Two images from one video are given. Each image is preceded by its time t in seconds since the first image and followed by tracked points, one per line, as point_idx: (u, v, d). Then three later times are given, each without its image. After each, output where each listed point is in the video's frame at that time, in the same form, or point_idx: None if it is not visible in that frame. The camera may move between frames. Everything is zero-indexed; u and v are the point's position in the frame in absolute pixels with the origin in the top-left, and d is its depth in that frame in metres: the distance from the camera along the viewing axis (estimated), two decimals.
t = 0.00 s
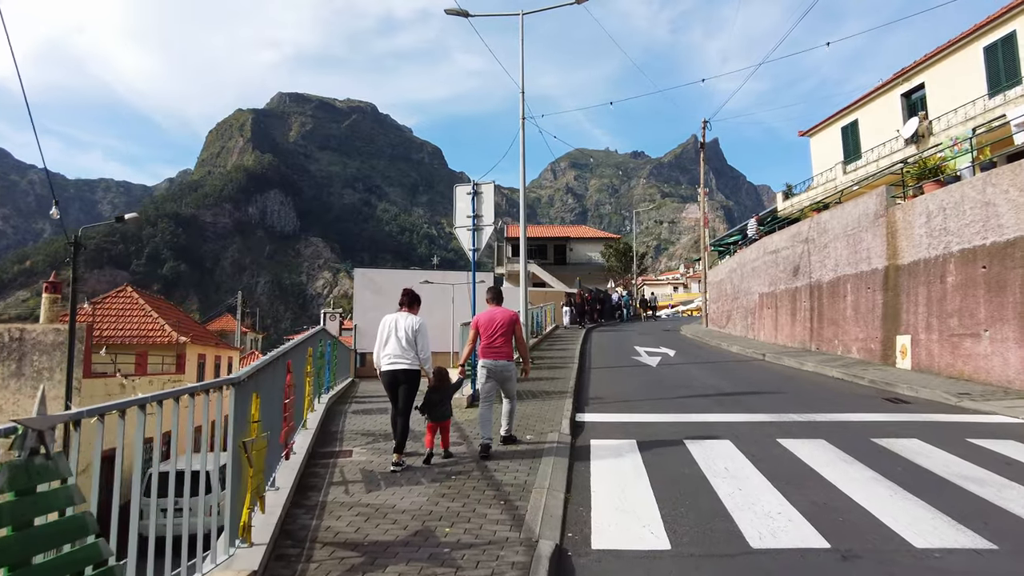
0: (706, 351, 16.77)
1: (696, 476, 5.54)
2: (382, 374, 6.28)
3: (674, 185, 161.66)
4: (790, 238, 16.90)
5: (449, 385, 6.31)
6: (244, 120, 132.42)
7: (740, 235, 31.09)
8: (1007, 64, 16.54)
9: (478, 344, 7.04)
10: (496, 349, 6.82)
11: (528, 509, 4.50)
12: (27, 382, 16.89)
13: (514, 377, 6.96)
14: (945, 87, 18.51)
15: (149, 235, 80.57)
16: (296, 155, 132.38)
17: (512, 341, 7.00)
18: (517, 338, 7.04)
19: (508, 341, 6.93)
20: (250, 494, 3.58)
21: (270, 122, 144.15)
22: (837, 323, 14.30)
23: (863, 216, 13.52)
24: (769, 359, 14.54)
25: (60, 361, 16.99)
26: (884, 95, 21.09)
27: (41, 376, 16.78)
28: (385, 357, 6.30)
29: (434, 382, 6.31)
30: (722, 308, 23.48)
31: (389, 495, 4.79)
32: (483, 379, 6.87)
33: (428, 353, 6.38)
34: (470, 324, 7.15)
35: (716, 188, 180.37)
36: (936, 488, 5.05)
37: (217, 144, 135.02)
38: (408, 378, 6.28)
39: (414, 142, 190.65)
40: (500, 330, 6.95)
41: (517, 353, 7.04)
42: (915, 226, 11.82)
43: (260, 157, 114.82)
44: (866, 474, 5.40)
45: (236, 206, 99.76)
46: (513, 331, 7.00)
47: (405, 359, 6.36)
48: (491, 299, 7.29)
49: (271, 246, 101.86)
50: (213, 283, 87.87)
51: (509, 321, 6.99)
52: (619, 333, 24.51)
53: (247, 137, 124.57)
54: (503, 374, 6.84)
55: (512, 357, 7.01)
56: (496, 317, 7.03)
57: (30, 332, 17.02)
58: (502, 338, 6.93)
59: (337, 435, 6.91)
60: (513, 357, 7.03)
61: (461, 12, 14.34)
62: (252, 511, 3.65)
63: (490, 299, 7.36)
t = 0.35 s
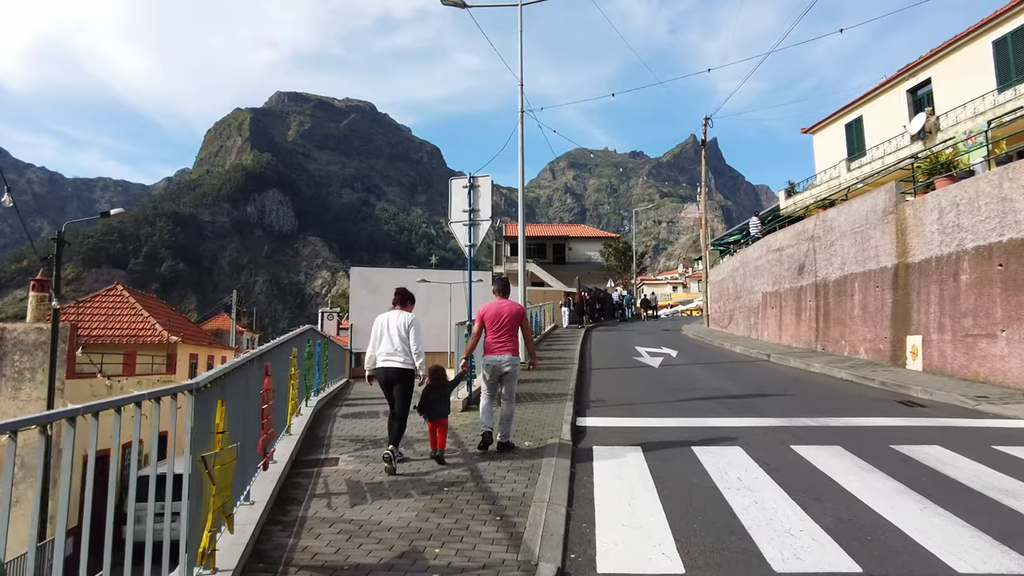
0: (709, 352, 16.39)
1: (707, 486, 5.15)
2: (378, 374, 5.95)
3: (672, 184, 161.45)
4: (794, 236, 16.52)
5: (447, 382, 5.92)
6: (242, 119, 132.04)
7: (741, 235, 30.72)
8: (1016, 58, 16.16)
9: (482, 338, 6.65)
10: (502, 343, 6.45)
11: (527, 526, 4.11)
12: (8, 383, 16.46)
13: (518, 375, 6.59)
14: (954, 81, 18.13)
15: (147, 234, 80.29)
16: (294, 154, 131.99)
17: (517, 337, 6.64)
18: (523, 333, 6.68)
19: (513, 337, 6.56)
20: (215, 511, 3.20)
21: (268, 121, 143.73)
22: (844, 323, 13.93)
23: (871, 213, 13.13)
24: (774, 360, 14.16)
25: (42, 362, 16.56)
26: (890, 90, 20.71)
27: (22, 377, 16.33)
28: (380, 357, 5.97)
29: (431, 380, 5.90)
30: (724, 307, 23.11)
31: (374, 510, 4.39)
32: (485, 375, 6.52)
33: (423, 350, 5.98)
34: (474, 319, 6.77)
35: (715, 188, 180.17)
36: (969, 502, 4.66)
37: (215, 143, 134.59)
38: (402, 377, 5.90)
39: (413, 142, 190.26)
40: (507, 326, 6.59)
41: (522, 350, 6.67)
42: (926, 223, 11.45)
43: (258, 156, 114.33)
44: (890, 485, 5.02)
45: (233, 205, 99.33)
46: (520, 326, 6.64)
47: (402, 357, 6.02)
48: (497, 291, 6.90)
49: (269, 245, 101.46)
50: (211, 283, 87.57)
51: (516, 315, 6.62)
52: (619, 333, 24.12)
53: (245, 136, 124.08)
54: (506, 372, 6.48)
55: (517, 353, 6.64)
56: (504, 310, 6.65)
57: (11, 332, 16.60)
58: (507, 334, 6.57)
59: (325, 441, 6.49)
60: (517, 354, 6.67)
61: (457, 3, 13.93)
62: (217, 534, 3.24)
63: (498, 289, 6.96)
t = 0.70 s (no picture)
0: (708, 354, 16.05)
1: (717, 502, 4.79)
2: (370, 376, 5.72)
3: (669, 185, 161.34)
4: (796, 236, 16.18)
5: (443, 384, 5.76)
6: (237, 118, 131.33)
7: (738, 235, 30.44)
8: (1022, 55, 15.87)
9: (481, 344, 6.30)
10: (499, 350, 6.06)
11: (522, 550, 3.74)
12: None
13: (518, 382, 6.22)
14: (958, 79, 17.83)
15: (142, 234, 79.64)
16: (290, 154, 131.36)
17: (517, 342, 6.26)
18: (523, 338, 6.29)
19: (512, 342, 6.19)
20: (167, 540, 2.81)
21: (263, 120, 143.07)
22: (848, 325, 13.60)
23: (876, 212, 12.81)
24: (776, 363, 13.83)
25: (21, 363, 16.09)
26: (892, 89, 20.45)
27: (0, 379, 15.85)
28: (372, 358, 5.74)
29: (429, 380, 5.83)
30: (723, 309, 22.79)
31: (355, 531, 4.02)
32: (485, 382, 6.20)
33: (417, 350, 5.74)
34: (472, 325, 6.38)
35: (711, 189, 180.21)
36: (1001, 519, 4.31)
37: (210, 142, 133.77)
38: (394, 378, 5.69)
39: (409, 142, 189.73)
40: (505, 331, 6.21)
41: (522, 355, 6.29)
42: (934, 222, 11.12)
43: (253, 155, 113.71)
44: (913, 501, 4.67)
45: (228, 204, 98.71)
46: (519, 331, 6.26)
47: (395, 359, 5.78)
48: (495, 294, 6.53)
49: (264, 245, 100.87)
50: (206, 283, 86.99)
51: (515, 320, 6.23)
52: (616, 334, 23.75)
53: (241, 135, 123.41)
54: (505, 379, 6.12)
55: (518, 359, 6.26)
56: (502, 315, 6.26)
57: None
58: (505, 340, 6.20)
59: (308, 451, 6.11)
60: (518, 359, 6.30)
61: None
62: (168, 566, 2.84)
63: (495, 292, 6.58)
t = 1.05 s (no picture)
0: (707, 356, 15.73)
1: (728, 521, 4.45)
2: (367, 383, 5.39)
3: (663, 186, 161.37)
4: (796, 236, 15.88)
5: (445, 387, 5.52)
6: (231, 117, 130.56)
7: (735, 236, 30.15)
8: None
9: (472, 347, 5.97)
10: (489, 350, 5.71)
11: None
12: None
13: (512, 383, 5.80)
14: (960, 77, 17.58)
15: (135, 234, 79.02)
16: (283, 153, 130.66)
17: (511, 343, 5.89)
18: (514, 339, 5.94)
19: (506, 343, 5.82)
20: None
21: (257, 120, 142.33)
22: (851, 327, 13.31)
23: (880, 211, 12.52)
24: (777, 366, 13.53)
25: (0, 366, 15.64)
26: (892, 87, 20.20)
27: None
28: (371, 364, 5.44)
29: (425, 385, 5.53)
30: (721, 310, 22.50)
31: (335, 557, 3.64)
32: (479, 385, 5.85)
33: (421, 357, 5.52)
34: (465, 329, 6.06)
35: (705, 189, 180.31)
36: None
37: (203, 142, 132.94)
38: (395, 385, 5.39)
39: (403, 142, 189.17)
40: (497, 331, 5.86)
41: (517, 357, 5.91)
42: (941, 222, 10.81)
43: (247, 155, 113.08)
44: (940, 520, 4.33)
45: (222, 204, 98.02)
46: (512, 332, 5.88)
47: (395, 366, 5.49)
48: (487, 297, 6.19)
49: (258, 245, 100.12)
50: (200, 283, 86.36)
51: (508, 320, 5.87)
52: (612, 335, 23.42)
53: (235, 135, 122.63)
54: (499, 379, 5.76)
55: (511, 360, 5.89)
56: (492, 314, 5.92)
57: None
58: (497, 340, 5.84)
59: (288, 464, 5.73)
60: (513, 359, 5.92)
61: None
62: None
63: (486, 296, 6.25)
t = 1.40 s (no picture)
0: (711, 357, 15.39)
1: (755, 538, 4.09)
2: (377, 378, 5.17)
3: (661, 186, 161.12)
4: (803, 235, 15.53)
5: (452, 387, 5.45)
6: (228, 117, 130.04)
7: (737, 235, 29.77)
8: None
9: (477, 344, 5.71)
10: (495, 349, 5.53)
11: None
12: None
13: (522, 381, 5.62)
14: (968, 73, 17.30)
15: (132, 233, 78.63)
16: (281, 153, 130.13)
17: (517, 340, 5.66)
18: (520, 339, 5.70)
19: (512, 338, 5.60)
20: None
21: (255, 119, 141.78)
22: (860, 328, 12.98)
23: (891, 209, 12.19)
24: (784, 368, 13.19)
25: None
26: (898, 83, 19.86)
27: None
28: (381, 359, 5.20)
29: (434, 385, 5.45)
30: (723, 310, 22.18)
31: None
32: (484, 382, 5.57)
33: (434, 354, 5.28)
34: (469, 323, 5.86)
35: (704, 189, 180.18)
36: None
37: (201, 141, 132.30)
38: (405, 382, 5.13)
39: (401, 142, 188.94)
40: (502, 326, 5.65)
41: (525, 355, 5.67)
42: (957, 219, 10.47)
43: (244, 154, 112.48)
44: (986, 539, 3.96)
45: (219, 203, 97.45)
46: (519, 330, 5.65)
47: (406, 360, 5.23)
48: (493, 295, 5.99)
49: (255, 244, 99.59)
50: (197, 282, 85.75)
51: (513, 314, 5.65)
52: (613, 336, 23.08)
53: (232, 134, 121.97)
54: (506, 375, 5.51)
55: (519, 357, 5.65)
56: (499, 310, 5.73)
57: None
58: (503, 335, 5.62)
59: (277, 474, 5.36)
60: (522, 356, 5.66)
61: None
62: None
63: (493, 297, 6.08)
